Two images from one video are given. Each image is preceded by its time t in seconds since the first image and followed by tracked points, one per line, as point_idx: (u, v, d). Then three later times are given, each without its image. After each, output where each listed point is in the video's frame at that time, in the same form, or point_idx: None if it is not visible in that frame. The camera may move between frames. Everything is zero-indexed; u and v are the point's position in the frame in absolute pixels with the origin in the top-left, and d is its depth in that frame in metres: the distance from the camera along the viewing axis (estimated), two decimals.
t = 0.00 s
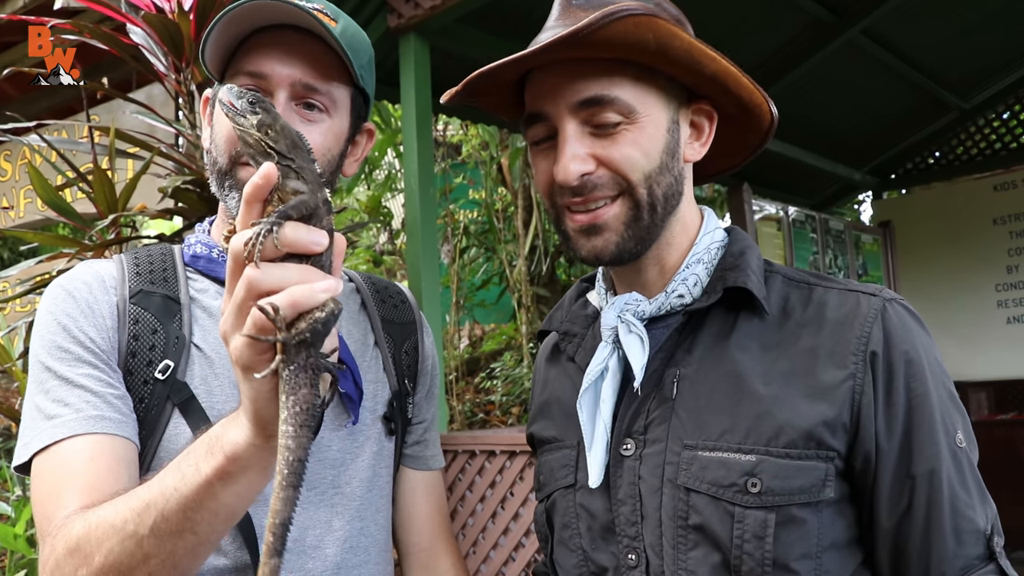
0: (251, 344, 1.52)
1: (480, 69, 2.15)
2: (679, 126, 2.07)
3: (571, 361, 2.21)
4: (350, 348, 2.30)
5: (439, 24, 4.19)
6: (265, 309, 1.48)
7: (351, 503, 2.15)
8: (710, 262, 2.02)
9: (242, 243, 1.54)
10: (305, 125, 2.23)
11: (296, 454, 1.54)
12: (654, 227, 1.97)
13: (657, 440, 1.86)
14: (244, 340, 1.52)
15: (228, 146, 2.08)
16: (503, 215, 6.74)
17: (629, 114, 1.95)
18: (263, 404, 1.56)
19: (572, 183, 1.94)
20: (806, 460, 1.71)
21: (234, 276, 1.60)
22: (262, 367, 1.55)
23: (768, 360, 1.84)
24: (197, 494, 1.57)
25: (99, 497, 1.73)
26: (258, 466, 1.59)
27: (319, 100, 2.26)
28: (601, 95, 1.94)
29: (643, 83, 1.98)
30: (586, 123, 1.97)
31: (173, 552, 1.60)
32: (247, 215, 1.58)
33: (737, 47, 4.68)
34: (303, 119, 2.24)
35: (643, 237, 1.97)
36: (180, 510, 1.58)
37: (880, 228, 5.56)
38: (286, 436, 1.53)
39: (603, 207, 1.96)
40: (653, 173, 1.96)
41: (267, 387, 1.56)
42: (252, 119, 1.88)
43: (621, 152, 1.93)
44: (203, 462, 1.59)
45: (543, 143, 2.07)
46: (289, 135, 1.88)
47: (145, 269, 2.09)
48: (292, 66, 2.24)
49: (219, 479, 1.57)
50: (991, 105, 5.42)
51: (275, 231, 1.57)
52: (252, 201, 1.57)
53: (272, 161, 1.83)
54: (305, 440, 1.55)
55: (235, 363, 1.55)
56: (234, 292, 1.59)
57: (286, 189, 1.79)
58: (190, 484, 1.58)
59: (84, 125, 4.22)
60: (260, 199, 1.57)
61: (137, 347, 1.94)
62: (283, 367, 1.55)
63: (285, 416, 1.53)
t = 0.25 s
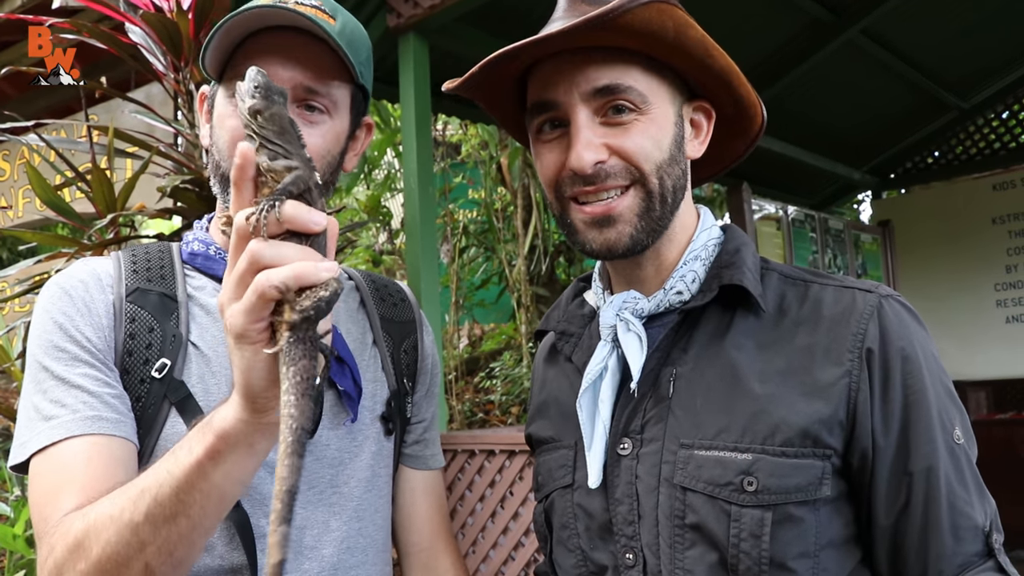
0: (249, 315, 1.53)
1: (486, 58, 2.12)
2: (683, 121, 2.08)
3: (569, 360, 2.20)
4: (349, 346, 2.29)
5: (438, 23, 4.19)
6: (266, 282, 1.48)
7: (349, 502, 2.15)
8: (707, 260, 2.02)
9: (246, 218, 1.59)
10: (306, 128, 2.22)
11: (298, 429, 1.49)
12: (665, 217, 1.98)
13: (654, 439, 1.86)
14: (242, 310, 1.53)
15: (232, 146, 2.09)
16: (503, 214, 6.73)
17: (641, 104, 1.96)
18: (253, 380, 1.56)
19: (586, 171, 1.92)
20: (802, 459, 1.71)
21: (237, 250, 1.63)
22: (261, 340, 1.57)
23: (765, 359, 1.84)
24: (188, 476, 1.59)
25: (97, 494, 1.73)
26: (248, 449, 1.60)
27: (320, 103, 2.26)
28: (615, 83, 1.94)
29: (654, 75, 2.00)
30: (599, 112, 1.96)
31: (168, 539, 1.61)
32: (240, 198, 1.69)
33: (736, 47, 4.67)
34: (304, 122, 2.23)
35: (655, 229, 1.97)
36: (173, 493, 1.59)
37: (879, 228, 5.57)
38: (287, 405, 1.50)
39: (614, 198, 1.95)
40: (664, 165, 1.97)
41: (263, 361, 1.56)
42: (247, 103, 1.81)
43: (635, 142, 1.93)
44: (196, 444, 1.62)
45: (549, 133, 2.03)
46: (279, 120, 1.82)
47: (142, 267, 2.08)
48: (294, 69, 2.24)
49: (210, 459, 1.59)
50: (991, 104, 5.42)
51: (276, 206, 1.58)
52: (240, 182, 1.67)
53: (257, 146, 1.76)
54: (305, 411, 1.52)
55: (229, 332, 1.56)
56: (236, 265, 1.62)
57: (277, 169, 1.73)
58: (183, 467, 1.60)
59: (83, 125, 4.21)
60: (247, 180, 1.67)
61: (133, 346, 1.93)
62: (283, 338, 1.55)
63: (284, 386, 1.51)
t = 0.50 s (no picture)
0: (246, 299, 1.50)
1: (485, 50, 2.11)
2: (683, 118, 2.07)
3: (568, 358, 2.20)
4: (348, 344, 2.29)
5: (436, 21, 4.18)
6: (267, 269, 1.46)
7: (347, 500, 2.14)
8: (706, 257, 2.01)
9: (237, 204, 1.59)
10: (301, 117, 2.21)
11: (305, 407, 1.55)
12: (662, 216, 1.97)
13: (652, 436, 1.86)
14: (239, 294, 1.50)
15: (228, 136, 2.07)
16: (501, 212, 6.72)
17: (641, 100, 1.95)
18: (246, 368, 1.55)
19: (585, 165, 1.92)
20: (801, 455, 1.71)
21: (228, 238, 1.61)
22: (255, 325, 1.54)
23: (763, 355, 1.83)
24: (179, 463, 1.58)
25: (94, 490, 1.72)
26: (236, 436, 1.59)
27: (315, 92, 2.25)
28: (614, 78, 1.93)
29: (652, 70, 1.99)
30: (600, 106, 1.95)
31: (163, 529, 1.60)
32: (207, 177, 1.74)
33: (736, 45, 4.67)
34: (299, 111, 2.22)
35: (652, 227, 1.96)
36: (165, 480, 1.58)
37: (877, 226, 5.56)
38: (292, 387, 1.53)
39: (613, 193, 1.95)
40: (662, 161, 1.96)
41: (257, 346, 1.55)
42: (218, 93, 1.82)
43: (634, 137, 1.92)
44: (185, 431, 1.61)
45: (550, 128, 2.03)
46: (247, 107, 1.82)
47: (139, 263, 2.07)
48: (287, 58, 2.23)
49: (200, 445, 1.58)
50: (990, 101, 5.41)
51: (268, 193, 1.59)
52: (206, 163, 1.71)
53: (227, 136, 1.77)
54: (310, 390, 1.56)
55: (221, 315, 1.53)
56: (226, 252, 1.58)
57: (255, 155, 1.74)
58: (172, 454, 1.59)
59: (81, 123, 4.20)
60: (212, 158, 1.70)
61: (130, 342, 1.93)
62: (280, 323, 1.54)
63: (287, 369, 1.53)
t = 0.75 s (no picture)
0: (228, 282, 1.52)
1: (470, 31, 2.19)
2: (662, 121, 2.05)
3: (567, 357, 2.20)
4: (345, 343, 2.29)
5: (435, 20, 4.18)
6: (250, 250, 1.48)
7: (344, 501, 2.14)
8: (704, 257, 2.01)
9: (220, 189, 1.61)
10: (299, 111, 2.20)
11: (285, 390, 1.55)
12: (615, 215, 1.96)
13: (651, 436, 1.86)
14: (221, 277, 1.52)
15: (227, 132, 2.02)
16: (500, 212, 6.72)
17: (603, 98, 1.97)
18: (228, 354, 1.55)
19: (537, 158, 1.97)
20: (801, 456, 1.70)
21: (210, 224, 1.62)
22: (238, 308, 1.55)
23: (762, 355, 1.83)
24: (166, 454, 1.58)
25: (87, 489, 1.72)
26: (220, 419, 1.59)
27: (312, 85, 2.23)
28: (578, 76, 1.97)
29: (625, 72, 2.00)
30: (563, 103, 2.00)
31: (150, 521, 1.59)
32: (200, 170, 1.72)
33: (735, 44, 4.67)
34: (296, 105, 2.20)
35: (601, 224, 1.96)
36: (151, 472, 1.58)
37: (875, 225, 5.58)
38: (272, 369, 1.54)
39: (565, 187, 1.98)
40: (622, 162, 1.95)
41: (240, 331, 1.57)
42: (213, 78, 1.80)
43: (589, 133, 1.94)
44: (170, 421, 1.61)
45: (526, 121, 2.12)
46: (241, 92, 1.82)
47: (136, 262, 2.07)
48: (283, 51, 2.21)
49: (186, 436, 1.58)
50: (989, 100, 5.41)
51: (249, 178, 1.63)
52: (201, 155, 1.70)
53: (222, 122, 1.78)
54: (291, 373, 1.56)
55: (203, 298, 1.55)
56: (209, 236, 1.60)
57: (242, 141, 1.76)
58: (158, 444, 1.59)
59: (79, 122, 4.19)
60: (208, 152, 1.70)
61: (125, 341, 1.93)
62: (261, 306, 1.56)
63: (268, 352, 1.54)
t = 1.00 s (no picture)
0: (225, 279, 1.51)
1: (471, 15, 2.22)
2: (658, 115, 2.06)
3: (567, 356, 2.20)
4: (344, 343, 2.29)
5: (435, 20, 4.19)
6: (247, 248, 1.48)
7: (342, 501, 2.14)
8: (704, 258, 2.01)
9: (221, 186, 1.61)
10: (303, 111, 2.19)
11: (280, 390, 1.52)
12: (609, 205, 1.96)
13: (650, 436, 1.86)
14: (219, 275, 1.51)
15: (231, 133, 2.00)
16: (500, 211, 6.72)
17: (598, 88, 1.99)
18: (224, 352, 1.55)
19: (531, 146, 2.00)
20: (800, 457, 1.71)
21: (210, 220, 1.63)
22: (237, 307, 1.55)
23: (762, 356, 1.84)
24: (161, 454, 1.58)
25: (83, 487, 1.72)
26: (216, 417, 1.60)
27: (317, 86, 2.24)
28: (572, 65, 2.01)
29: (621, 62, 2.01)
30: (559, 93, 2.04)
31: (145, 521, 1.60)
32: (210, 169, 1.71)
33: (735, 43, 4.67)
34: (300, 105, 2.20)
35: (596, 214, 1.97)
36: (147, 471, 1.58)
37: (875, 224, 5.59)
38: (268, 369, 1.52)
39: (559, 176, 2.00)
40: (615, 151, 1.96)
41: (236, 332, 1.56)
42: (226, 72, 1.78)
43: (583, 122, 1.96)
44: (166, 420, 1.62)
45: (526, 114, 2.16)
46: (254, 89, 1.80)
47: (135, 261, 2.07)
48: (289, 51, 2.22)
49: (181, 434, 1.58)
50: (988, 100, 5.42)
51: (249, 176, 1.61)
52: (214, 157, 1.69)
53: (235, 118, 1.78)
54: (287, 372, 1.54)
55: (201, 296, 1.55)
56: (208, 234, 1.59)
57: (252, 141, 1.75)
58: (154, 444, 1.59)
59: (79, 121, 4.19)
60: (223, 155, 1.69)
61: (123, 340, 1.93)
62: (257, 304, 1.55)
63: (264, 350, 1.52)
